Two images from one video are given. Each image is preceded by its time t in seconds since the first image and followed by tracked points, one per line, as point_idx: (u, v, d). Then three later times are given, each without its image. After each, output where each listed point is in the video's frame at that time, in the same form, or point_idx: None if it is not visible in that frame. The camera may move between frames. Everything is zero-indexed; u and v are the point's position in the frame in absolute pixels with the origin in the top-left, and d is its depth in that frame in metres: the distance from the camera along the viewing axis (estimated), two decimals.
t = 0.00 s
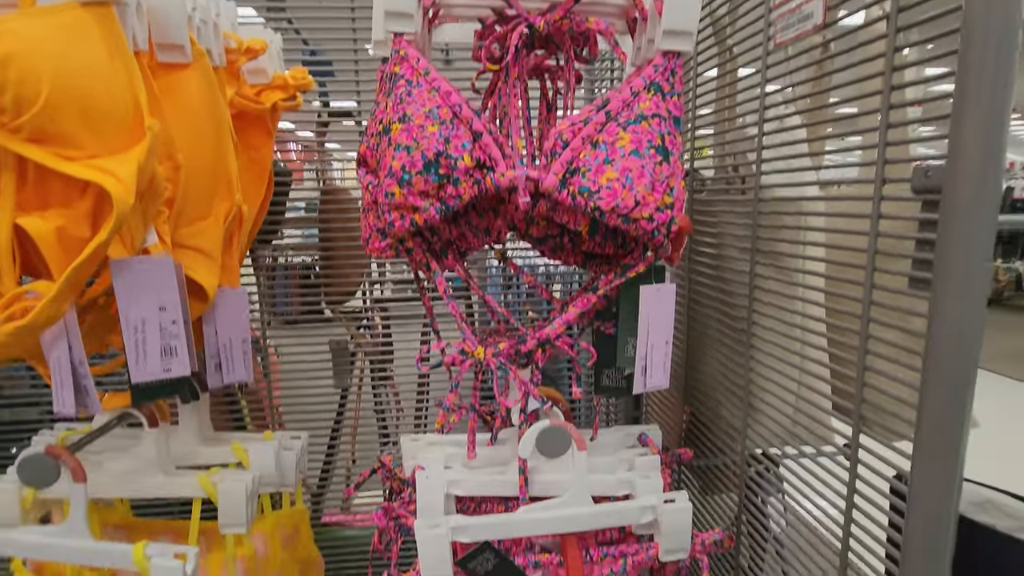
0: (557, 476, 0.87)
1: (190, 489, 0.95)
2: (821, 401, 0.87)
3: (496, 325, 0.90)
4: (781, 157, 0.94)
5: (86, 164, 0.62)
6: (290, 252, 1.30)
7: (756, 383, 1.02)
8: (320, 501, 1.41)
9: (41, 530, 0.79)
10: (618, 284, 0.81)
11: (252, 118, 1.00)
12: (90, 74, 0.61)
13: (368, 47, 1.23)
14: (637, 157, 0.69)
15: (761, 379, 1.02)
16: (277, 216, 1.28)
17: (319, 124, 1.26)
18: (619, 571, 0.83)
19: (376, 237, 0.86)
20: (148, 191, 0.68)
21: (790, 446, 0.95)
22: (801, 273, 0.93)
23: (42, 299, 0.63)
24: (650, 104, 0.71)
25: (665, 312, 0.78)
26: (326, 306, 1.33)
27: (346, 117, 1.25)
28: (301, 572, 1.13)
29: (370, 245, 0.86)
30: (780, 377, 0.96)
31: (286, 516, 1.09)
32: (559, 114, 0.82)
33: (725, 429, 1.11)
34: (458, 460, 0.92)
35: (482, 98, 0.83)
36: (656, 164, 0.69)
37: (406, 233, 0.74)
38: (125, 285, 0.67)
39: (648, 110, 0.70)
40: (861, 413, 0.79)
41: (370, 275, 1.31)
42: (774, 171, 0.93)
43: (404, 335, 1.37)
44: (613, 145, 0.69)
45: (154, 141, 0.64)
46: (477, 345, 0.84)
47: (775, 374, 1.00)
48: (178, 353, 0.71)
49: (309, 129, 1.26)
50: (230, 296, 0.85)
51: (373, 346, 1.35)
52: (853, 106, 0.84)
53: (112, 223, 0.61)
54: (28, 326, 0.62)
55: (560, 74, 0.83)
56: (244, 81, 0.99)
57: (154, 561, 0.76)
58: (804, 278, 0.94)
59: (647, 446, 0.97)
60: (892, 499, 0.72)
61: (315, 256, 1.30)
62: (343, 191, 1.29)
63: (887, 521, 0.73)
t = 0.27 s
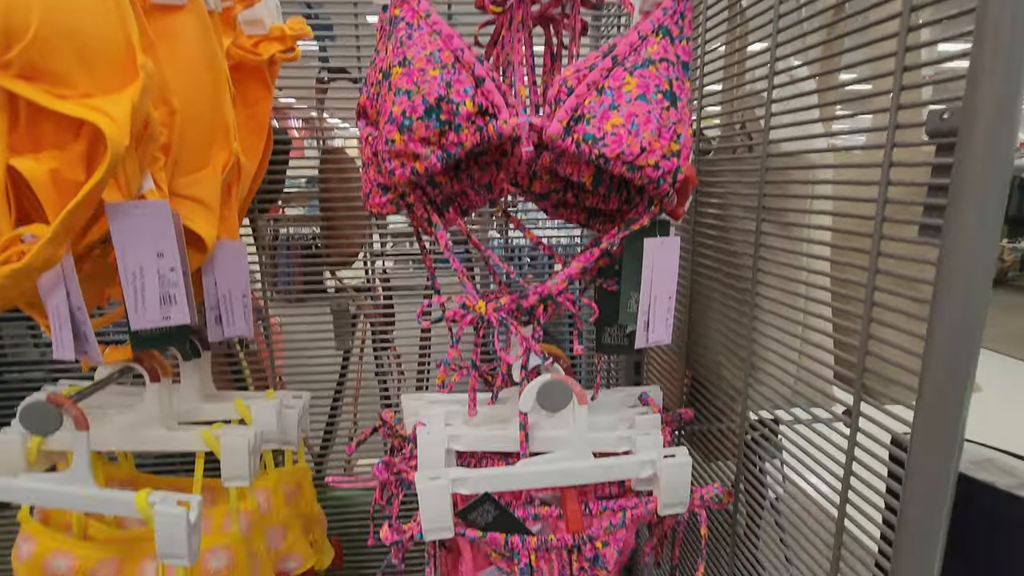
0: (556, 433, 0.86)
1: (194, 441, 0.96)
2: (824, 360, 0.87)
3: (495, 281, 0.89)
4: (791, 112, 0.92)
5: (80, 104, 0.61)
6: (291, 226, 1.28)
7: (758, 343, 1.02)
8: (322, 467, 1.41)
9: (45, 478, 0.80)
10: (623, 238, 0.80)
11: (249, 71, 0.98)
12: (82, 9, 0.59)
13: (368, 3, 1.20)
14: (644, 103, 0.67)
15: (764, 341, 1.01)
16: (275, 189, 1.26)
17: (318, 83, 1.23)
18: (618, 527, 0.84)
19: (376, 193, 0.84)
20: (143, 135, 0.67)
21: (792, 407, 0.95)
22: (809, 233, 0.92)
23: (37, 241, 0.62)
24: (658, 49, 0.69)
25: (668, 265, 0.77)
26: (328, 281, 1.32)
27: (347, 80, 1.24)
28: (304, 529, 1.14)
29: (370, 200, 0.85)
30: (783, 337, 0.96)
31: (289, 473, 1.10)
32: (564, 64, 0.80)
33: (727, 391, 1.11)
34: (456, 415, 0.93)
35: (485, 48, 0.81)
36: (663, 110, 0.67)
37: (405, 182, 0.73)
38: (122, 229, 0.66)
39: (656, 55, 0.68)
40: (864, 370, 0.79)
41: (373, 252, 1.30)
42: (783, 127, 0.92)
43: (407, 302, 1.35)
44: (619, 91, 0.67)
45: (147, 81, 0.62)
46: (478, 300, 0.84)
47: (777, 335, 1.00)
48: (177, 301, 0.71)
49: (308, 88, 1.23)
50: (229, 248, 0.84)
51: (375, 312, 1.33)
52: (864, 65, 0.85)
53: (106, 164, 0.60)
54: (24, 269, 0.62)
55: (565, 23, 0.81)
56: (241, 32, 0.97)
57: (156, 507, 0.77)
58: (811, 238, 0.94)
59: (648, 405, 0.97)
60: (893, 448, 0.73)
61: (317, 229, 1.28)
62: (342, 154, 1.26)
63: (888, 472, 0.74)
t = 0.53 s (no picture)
0: (557, 393, 0.86)
1: (196, 399, 0.96)
2: (826, 322, 0.87)
3: (496, 241, 0.89)
4: (799, 68, 0.89)
5: (73, 45, 0.59)
6: (290, 202, 1.27)
7: (760, 307, 1.01)
8: (322, 435, 1.40)
9: (49, 432, 0.80)
10: (627, 194, 0.79)
11: (246, 25, 0.96)
12: None
13: None
14: (651, 51, 0.65)
15: (766, 304, 1.00)
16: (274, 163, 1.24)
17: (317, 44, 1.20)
18: (617, 484, 0.85)
19: (377, 150, 0.83)
20: (138, 81, 0.65)
21: (792, 370, 0.95)
22: (814, 194, 0.91)
23: (32, 188, 0.61)
24: None
25: (672, 221, 0.77)
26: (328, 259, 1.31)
27: (345, 40, 1.20)
28: (306, 490, 1.15)
29: (371, 157, 0.84)
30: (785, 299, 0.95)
31: (291, 435, 1.11)
32: (569, 15, 0.78)
33: (727, 356, 1.10)
34: (457, 375, 0.93)
35: None
36: (671, 57, 0.66)
37: (406, 134, 0.72)
38: (119, 177, 0.65)
39: (664, 2, 0.67)
40: (867, 330, 0.78)
41: (373, 231, 1.29)
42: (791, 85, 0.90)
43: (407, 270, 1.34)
44: (627, 38, 0.66)
45: (141, 23, 0.61)
46: (479, 258, 0.83)
47: (779, 299, 0.99)
48: (176, 253, 0.70)
49: (307, 49, 1.20)
50: (228, 204, 0.83)
51: (376, 279, 1.31)
52: (876, 24, 0.83)
53: (102, 107, 0.59)
54: (19, 215, 0.61)
55: None
56: None
57: (159, 460, 0.77)
58: (817, 200, 0.93)
59: (648, 366, 0.97)
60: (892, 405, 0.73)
61: (316, 207, 1.27)
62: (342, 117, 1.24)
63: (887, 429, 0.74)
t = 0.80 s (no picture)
0: (556, 359, 0.86)
1: (194, 365, 0.96)
2: (827, 290, 0.87)
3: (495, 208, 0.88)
4: (806, 29, 0.87)
5: None
6: (288, 177, 1.24)
7: (760, 276, 1.01)
8: (322, 405, 1.40)
9: (47, 394, 0.80)
10: (629, 157, 0.77)
11: None
12: None
13: None
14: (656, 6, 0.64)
15: (767, 272, 0.99)
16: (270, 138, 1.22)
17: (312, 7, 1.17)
18: (615, 448, 0.86)
19: (375, 112, 0.82)
20: (128, 32, 0.63)
21: (791, 339, 0.95)
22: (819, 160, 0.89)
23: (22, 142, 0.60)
24: None
25: (675, 184, 0.76)
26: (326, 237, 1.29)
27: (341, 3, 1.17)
28: (305, 458, 1.16)
29: (369, 119, 0.82)
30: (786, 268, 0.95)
31: (290, 404, 1.11)
32: None
33: (726, 326, 1.10)
34: (456, 341, 0.93)
35: None
36: (676, 13, 0.64)
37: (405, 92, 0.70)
38: (109, 133, 0.63)
39: None
40: (868, 297, 0.78)
41: (372, 207, 1.27)
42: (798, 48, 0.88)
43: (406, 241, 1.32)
44: None
45: None
46: (479, 222, 0.82)
47: (780, 268, 0.99)
48: (170, 212, 0.69)
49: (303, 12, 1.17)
50: (222, 165, 0.82)
51: (374, 251, 1.30)
52: None
53: (91, 57, 0.57)
54: (10, 170, 0.60)
55: None
56: None
57: (157, 423, 0.77)
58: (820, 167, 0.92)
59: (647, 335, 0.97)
60: (890, 367, 0.73)
61: (314, 181, 1.24)
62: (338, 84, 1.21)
63: (884, 393, 0.74)
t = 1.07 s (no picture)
0: (554, 327, 0.86)
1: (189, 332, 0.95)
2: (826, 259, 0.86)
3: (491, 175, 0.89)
4: None
5: None
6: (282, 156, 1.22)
7: (759, 247, 1.00)
8: (318, 380, 1.39)
9: (39, 359, 0.80)
10: (629, 120, 0.76)
11: None
12: None
13: None
14: None
15: (766, 241, 0.99)
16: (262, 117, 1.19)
17: None
18: (610, 414, 0.86)
19: (369, 75, 0.80)
20: None
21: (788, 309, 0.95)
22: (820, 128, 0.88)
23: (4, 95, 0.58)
24: None
25: (675, 149, 0.75)
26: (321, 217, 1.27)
27: None
28: (302, 428, 1.16)
29: (363, 83, 0.80)
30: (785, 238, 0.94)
31: (286, 374, 1.11)
32: None
33: (723, 297, 1.10)
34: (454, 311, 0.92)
35: None
36: None
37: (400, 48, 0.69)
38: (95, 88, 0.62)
39: None
40: (866, 266, 0.77)
41: (367, 181, 1.24)
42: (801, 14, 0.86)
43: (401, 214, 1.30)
44: None
45: None
46: (476, 187, 0.81)
47: (778, 238, 0.98)
48: (161, 172, 0.68)
49: None
50: (214, 128, 0.80)
51: (369, 225, 1.28)
52: None
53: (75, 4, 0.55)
54: None
55: None
56: None
57: (153, 386, 0.77)
58: (821, 135, 0.91)
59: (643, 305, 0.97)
60: (887, 335, 0.73)
61: (308, 160, 1.22)
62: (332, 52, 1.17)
63: (879, 360, 0.74)
